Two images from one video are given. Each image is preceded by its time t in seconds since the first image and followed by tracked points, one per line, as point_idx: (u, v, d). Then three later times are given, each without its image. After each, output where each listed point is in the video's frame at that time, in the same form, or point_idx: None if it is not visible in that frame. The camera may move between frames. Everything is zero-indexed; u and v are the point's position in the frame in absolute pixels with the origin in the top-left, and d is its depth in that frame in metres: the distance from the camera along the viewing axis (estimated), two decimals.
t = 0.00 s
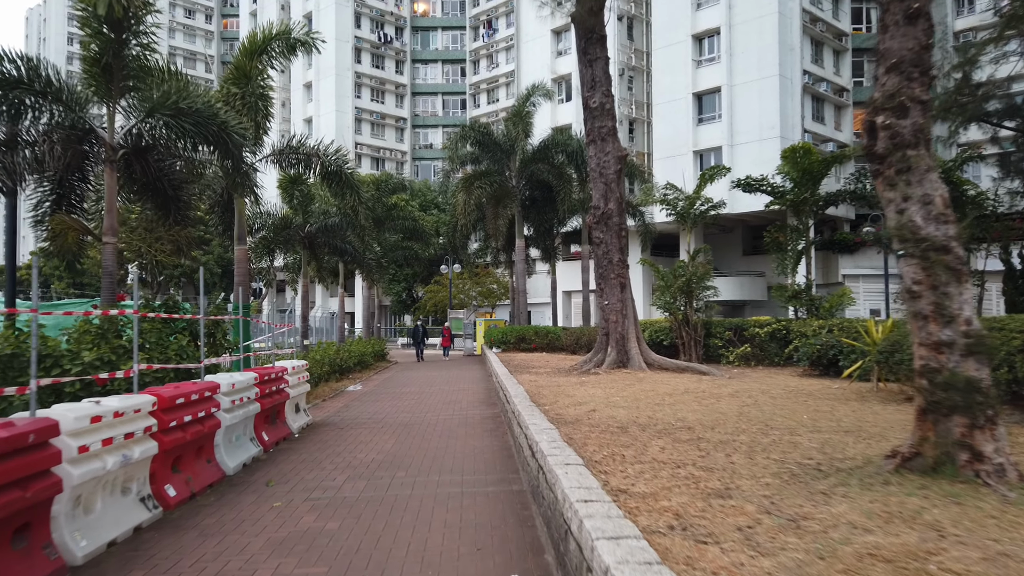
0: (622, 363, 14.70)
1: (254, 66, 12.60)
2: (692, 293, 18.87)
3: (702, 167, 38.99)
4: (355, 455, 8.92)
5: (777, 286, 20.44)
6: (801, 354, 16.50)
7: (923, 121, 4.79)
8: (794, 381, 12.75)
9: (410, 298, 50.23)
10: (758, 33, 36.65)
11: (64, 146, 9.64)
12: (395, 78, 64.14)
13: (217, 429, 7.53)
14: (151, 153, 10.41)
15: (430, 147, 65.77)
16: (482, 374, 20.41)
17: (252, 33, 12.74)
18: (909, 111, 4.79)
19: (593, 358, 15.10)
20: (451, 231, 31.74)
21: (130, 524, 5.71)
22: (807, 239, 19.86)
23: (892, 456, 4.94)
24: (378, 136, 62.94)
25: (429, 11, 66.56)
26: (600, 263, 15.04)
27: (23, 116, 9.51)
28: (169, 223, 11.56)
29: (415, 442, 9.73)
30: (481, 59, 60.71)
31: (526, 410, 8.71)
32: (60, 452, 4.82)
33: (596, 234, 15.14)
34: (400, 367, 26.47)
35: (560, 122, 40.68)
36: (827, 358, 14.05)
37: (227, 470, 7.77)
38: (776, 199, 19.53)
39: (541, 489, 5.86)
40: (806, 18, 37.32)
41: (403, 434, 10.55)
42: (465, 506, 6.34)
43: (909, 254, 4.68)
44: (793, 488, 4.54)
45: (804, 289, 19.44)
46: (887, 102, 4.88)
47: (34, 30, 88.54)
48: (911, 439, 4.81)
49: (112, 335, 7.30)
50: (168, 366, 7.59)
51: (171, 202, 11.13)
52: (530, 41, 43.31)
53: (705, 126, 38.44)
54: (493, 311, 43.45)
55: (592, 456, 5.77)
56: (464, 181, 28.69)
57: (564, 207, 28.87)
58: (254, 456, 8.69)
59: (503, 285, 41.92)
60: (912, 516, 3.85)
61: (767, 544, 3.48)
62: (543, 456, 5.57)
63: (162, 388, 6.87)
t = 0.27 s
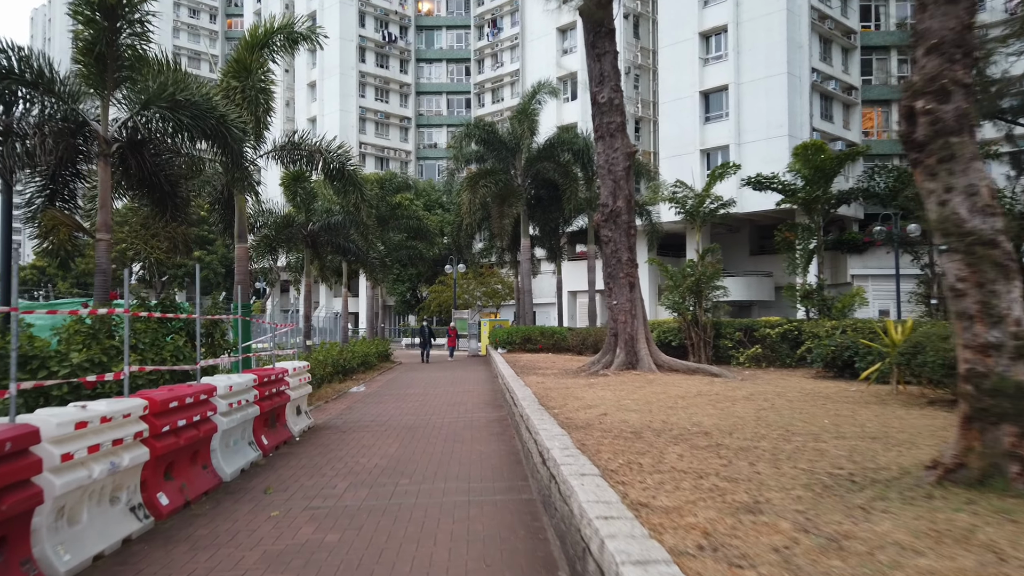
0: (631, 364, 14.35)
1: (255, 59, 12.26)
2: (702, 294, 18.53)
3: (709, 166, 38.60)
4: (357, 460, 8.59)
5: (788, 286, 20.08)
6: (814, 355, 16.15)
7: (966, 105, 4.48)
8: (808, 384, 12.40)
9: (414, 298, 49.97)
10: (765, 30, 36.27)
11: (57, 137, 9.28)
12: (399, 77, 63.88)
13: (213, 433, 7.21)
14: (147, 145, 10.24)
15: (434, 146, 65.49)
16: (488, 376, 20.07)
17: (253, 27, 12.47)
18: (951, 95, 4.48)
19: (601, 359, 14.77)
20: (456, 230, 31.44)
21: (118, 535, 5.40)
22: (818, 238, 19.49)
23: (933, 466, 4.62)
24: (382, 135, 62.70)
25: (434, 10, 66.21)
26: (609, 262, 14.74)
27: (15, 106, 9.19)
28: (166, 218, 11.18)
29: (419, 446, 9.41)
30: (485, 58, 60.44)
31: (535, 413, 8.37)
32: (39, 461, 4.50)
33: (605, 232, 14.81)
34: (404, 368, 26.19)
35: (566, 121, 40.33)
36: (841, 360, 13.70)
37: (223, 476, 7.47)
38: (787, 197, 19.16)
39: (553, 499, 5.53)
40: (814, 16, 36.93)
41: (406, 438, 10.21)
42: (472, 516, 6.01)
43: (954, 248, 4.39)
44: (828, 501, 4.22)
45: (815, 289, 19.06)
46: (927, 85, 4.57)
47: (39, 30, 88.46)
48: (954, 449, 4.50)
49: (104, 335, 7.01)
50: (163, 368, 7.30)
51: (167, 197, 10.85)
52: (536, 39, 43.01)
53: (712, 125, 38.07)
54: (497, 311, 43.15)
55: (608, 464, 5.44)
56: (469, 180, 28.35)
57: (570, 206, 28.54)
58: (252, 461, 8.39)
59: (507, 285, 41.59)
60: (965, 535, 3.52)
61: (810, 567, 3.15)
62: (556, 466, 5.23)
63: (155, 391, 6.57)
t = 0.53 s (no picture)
0: (635, 365, 14.07)
1: (252, 53, 11.95)
2: (707, 293, 18.26)
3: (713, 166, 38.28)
4: (355, 465, 8.31)
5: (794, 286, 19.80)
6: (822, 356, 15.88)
7: (999, 93, 4.30)
8: (817, 385, 12.12)
9: (415, 298, 49.72)
10: (770, 28, 35.96)
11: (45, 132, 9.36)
12: (401, 77, 63.61)
13: (204, 438, 6.94)
14: (139, 140, 10.11)
15: (436, 146, 65.21)
16: (489, 377, 19.77)
17: (252, 20, 12.20)
18: (984, 83, 4.29)
19: (605, 360, 14.48)
20: (457, 229, 31.17)
21: (100, 547, 5.13)
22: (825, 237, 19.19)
23: (965, 476, 4.37)
24: (384, 135, 62.46)
25: (436, 9, 65.87)
26: (612, 261, 14.48)
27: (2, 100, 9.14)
28: (158, 215, 11.10)
29: (418, 450, 9.14)
30: (487, 57, 60.18)
31: (539, 416, 8.08)
32: (12, 470, 4.24)
33: (608, 231, 14.55)
34: (405, 368, 25.95)
35: (568, 120, 40.03)
36: (851, 361, 13.42)
37: (216, 482, 7.20)
38: (794, 196, 18.85)
39: (558, 509, 5.26)
40: (819, 14, 36.63)
41: (406, 441, 9.92)
42: (473, 526, 5.73)
43: (987, 246, 4.22)
44: (856, 514, 3.95)
45: (822, 289, 18.75)
46: (958, 72, 4.36)
47: (41, 29, 88.03)
48: (987, 458, 4.26)
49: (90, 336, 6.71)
50: (151, 370, 7.01)
51: (158, 193, 10.79)
52: (538, 38, 42.74)
53: (715, 124, 37.76)
54: (499, 311, 42.92)
55: (617, 473, 5.16)
56: (470, 178, 28.04)
57: (572, 205, 28.25)
58: (247, 465, 8.12)
59: (509, 285, 41.30)
60: (1009, 553, 3.25)
61: None
62: (561, 474, 4.95)
63: (143, 393, 6.29)
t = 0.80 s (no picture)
0: (642, 364, 13.75)
1: (249, 43, 11.68)
2: (714, 291, 17.93)
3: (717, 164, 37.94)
4: (353, 467, 8.00)
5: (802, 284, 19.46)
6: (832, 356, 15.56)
7: None
8: (830, 385, 11.80)
9: (418, 297, 49.44)
10: (775, 25, 35.64)
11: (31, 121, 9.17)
12: (403, 75, 63.34)
13: (195, 440, 6.64)
14: (129, 131, 9.88)
15: (438, 145, 64.88)
16: (492, 377, 19.47)
17: (251, 10, 11.95)
18: None
19: (611, 359, 14.18)
20: (460, 228, 30.87)
21: (81, 556, 4.84)
22: (834, 235, 18.85)
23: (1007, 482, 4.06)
24: (386, 133, 62.20)
25: (438, 7, 65.58)
26: (617, 258, 14.18)
27: None
28: (151, 208, 10.77)
29: (419, 452, 8.83)
30: (490, 55, 59.88)
31: (544, 417, 7.77)
32: None
33: (614, 227, 14.24)
34: (407, 368, 25.66)
35: (571, 117, 39.73)
36: (863, 360, 13.10)
37: (207, 486, 6.91)
38: (802, 192, 18.52)
39: (566, 516, 4.94)
40: (825, 10, 36.28)
41: (407, 443, 9.61)
42: (474, 533, 5.42)
43: None
44: (892, 524, 3.64)
45: (832, 287, 18.40)
46: (998, 47, 4.17)
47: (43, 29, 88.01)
48: None
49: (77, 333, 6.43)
50: (140, 370, 6.74)
51: (151, 186, 10.53)
52: (541, 35, 42.44)
53: (720, 121, 37.43)
54: (502, 311, 42.65)
55: (628, 479, 4.84)
56: (472, 176, 27.73)
57: (576, 203, 27.93)
58: (241, 468, 7.82)
59: (512, 285, 40.98)
60: None
61: None
62: (569, 480, 4.65)
63: (130, 393, 6.01)
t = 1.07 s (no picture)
0: (651, 366, 13.42)
1: (249, 37, 11.39)
2: (724, 291, 17.59)
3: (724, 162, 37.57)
4: (356, 475, 7.69)
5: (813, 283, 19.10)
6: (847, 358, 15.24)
7: None
8: (846, 388, 11.47)
9: (422, 297, 49.19)
10: (782, 22, 35.28)
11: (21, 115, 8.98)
12: (407, 74, 63.07)
13: (189, 446, 6.36)
14: (123, 126, 9.64)
15: (442, 144, 64.57)
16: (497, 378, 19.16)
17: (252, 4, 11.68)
18: None
19: (620, 361, 13.86)
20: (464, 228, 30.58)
21: (66, 571, 4.55)
22: (846, 233, 18.50)
23: None
24: (390, 133, 61.97)
25: (442, 5, 65.30)
26: (626, 256, 13.87)
27: None
28: (147, 207, 10.41)
29: (423, 458, 8.52)
30: (494, 54, 59.57)
31: (554, 422, 7.45)
32: None
33: (622, 226, 13.92)
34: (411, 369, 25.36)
35: (576, 116, 39.40)
36: (879, 362, 12.76)
37: (203, 495, 6.62)
38: (813, 190, 18.17)
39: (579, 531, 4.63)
40: (833, 7, 35.89)
41: (411, 448, 9.30)
42: (480, 548, 5.11)
43: None
44: (944, 547, 3.34)
45: (844, 287, 18.02)
46: None
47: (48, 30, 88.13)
48: None
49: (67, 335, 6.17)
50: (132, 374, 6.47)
51: (147, 183, 10.26)
52: (546, 33, 42.14)
53: (727, 119, 37.06)
54: (507, 311, 42.37)
55: (647, 492, 4.52)
56: (477, 174, 27.41)
57: (582, 202, 27.59)
58: (239, 475, 7.53)
59: (517, 285, 40.67)
60: None
61: None
62: (584, 494, 4.34)
63: (120, 399, 5.72)
